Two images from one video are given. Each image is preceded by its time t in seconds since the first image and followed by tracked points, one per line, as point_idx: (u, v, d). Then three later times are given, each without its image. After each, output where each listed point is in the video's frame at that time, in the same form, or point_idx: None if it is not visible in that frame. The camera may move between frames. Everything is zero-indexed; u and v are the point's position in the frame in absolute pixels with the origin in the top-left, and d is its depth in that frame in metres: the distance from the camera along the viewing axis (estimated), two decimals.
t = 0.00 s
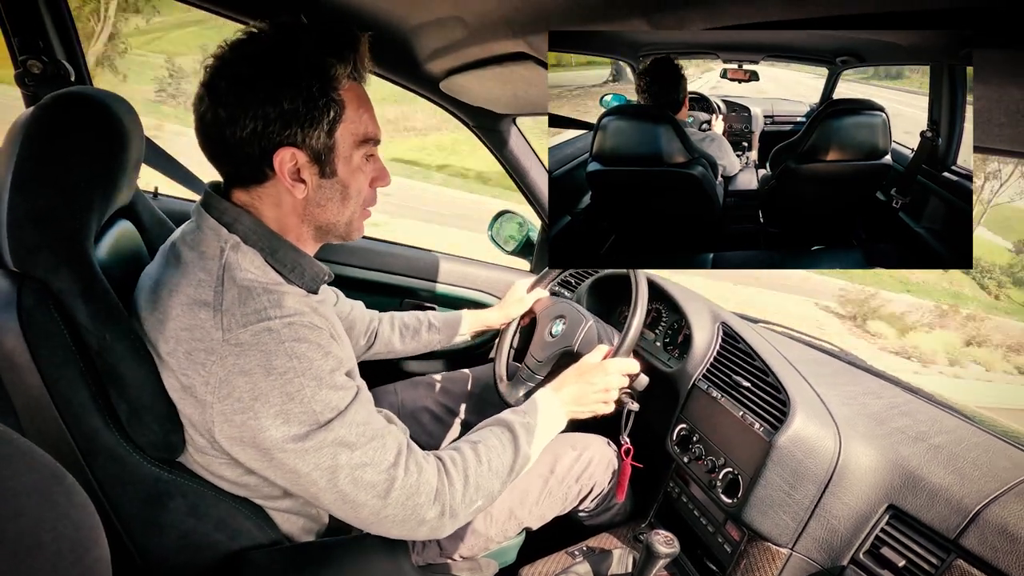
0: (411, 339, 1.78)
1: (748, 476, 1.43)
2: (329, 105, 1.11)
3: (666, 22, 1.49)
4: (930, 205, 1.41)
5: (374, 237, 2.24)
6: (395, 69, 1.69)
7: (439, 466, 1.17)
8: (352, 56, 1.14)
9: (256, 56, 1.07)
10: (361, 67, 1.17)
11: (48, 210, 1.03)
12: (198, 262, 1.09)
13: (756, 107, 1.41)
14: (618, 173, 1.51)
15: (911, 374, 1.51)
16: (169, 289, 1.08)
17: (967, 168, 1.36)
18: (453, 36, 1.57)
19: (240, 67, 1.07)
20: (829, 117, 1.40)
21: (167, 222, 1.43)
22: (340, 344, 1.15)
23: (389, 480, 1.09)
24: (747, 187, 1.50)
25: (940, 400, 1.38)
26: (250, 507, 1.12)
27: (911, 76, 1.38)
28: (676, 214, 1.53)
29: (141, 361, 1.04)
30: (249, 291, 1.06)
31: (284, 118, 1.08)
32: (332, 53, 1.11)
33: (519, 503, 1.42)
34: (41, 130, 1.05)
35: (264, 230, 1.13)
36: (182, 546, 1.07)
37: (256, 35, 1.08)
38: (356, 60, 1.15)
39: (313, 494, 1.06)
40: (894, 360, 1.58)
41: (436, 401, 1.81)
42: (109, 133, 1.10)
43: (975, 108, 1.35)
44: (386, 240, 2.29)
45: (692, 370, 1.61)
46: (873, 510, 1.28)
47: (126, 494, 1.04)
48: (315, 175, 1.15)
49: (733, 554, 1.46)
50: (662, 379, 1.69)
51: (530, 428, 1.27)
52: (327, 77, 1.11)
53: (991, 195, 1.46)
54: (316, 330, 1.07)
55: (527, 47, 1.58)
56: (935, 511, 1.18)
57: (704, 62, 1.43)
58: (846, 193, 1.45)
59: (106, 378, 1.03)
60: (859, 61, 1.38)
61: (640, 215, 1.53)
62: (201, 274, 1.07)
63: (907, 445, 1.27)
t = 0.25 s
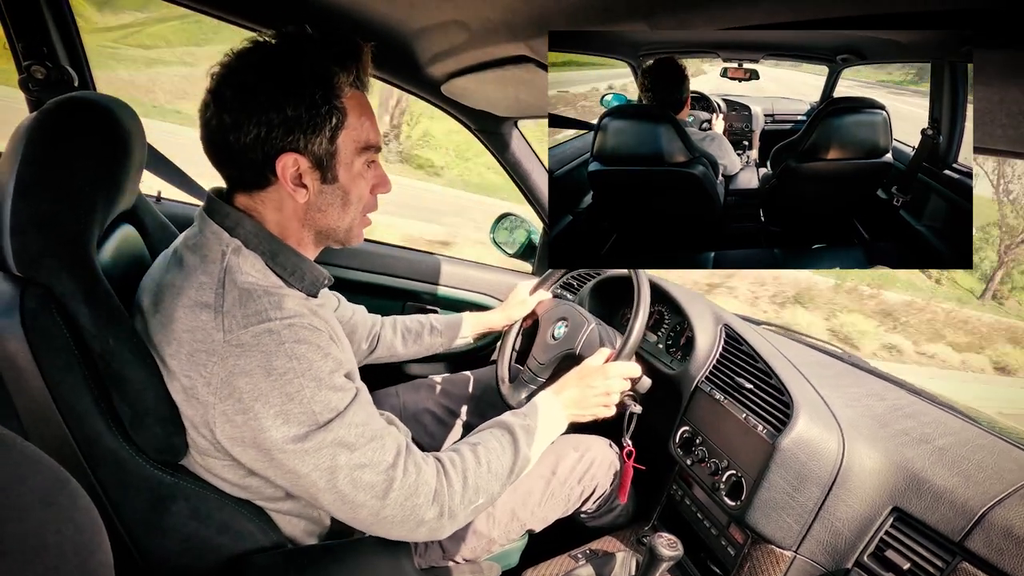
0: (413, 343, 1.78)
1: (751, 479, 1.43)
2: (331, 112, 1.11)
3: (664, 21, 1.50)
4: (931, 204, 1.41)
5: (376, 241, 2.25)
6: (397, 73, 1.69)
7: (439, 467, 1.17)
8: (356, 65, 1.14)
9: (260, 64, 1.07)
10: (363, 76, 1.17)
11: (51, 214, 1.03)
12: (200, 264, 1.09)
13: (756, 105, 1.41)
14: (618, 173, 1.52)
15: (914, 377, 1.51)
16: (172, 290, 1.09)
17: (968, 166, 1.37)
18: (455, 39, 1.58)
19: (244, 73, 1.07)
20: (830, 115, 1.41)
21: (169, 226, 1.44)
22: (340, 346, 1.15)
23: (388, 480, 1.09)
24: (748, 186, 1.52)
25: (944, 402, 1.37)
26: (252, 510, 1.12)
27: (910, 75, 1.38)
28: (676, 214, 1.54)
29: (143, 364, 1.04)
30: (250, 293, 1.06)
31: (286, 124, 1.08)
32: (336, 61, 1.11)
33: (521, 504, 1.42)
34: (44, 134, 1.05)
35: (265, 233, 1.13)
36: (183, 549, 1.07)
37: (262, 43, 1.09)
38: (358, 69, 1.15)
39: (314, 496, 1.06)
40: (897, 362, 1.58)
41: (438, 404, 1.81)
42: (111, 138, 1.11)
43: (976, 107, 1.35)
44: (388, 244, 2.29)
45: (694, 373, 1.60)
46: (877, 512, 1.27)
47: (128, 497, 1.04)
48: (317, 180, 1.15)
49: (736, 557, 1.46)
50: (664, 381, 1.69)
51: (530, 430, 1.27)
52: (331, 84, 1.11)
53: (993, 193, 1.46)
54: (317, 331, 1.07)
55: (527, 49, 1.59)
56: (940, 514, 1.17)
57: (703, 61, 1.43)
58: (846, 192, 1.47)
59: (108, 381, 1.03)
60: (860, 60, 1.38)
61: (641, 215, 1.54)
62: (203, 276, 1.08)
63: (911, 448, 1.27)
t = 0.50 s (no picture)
0: (415, 341, 1.78)
1: (752, 478, 1.43)
2: (326, 102, 1.12)
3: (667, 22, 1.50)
4: (930, 204, 1.44)
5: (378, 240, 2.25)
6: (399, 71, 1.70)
7: (441, 465, 1.17)
8: (346, 53, 1.15)
9: (253, 57, 1.07)
10: (353, 64, 1.18)
11: (56, 212, 1.04)
12: (203, 261, 1.10)
13: (756, 105, 1.43)
14: (617, 173, 1.51)
15: (915, 377, 1.51)
16: (175, 287, 1.09)
17: (967, 166, 1.40)
18: (457, 38, 1.58)
19: (237, 67, 1.07)
20: (829, 116, 1.42)
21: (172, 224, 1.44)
22: (342, 343, 1.15)
23: (390, 477, 1.09)
24: (747, 185, 1.51)
25: (946, 402, 1.37)
26: (254, 507, 1.12)
27: (909, 75, 1.40)
28: (674, 214, 1.54)
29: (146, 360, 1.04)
30: (252, 289, 1.06)
31: (282, 117, 1.08)
32: (328, 51, 1.11)
33: (522, 503, 1.42)
34: (47, 131, 1.05)
35: (267, 230, 1.14)
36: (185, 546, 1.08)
37: (252, 37, 1.09)
38: (349, 58, 1.16)
39: (315, 492, 1.07)
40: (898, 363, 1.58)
41: (440, 402, 1.81)
42: (113, 136, 1.11)
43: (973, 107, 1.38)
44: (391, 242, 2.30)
45: (695, 372, 1.60)
46: (879, 512, 1.27)
47: (131, 494, 1.05)
48: (315, 172, 1.16)
49: (738, 556, 1.46)
50: (665, 379, 1.69)
51: (532, 429, 1.27)
52: (324, 75, 1.11)
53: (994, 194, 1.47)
54: (319, 327, 1.08)
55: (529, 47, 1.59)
56: (941, 514, 1.17)
57: (701, 61, 1.45)
58: (846, 193, 1.48)
59: (111, 379, 1.03)
60: (860, 60, 1.39)
61: (639, 213, 1.54)
62: (206, 273, 1.08)
63: (913, 447, 1.26)
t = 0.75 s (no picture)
0: (416, 343, 1.78)
1: (754, 480, 1.42)
2: (313, 101, 1.12)
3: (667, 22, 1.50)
4: (930, 203, 1.44)
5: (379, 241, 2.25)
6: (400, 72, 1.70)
7: (444, 468, 1.17)
8: (330, 50, 1.14)
9: (234, 61, 1.07)
10: (339, 59, 1.18)
11: (59, 216, 1.04)
12: (205, 264, 1.10)
13: (756, 106, 1.42)
14: (618, 174, 1.51)
15: (916, 378, 1.51)
16: (177, 291, 1.09)
17: (967, 166, 1.40)
18: (457, 40, 1.58)
19: (220, 74, 1.07)
20: (829, 115, 1.43)
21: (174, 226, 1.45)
22: (344, 346, 1.16)
23: (392, 480, 1.09)
24: (748, 186, 1.52)
25: (948, 403, 1.36)
26: (256, 509, 1.12)
27: (909, 75, 1.40)
28: (676, 216, 1.55)
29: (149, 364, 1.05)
30: (254, 293, 1.07)
31: (270, 121, 1.09)
32: (308, 49, 1.10)
33: (524, 504, 1.41)
34: (50, 135, 1.05)
35: (268, 233, 1.14)
36: (187, 548, 1.08)
37: (236, 40, 1.09)
38: (333, 52, 1.15)
39: (317, 496, 1.07)
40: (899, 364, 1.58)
41: (442, 404, 1.81)
42: (116, 139, 1.11)
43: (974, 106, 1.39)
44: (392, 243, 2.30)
45: (697, 373, 1.60)
46: (881, 514, 1.27)
47: (134, 497, 1.05)
48: (310, 172, 1.16)
49: (740, 558, 1.46)
50: (666, 381, 1.68)
51: (534, 431, 1.27)
52: (308, 74, 1.11)
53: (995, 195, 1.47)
54: (321, 331, 1.08)
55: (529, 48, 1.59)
56: (944, 516, 1.17)
57: (700, 61, 1.44)
58: (846, 193, 1.48)
59: (113, 382, 1.03)
60: (859, 60, 1.39)
61: (639, 216, 1.54)
62: (207, 277, 1.08)
63: (915, 449, 1.26)
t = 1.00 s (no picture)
0: (417, 344, 1.78)
1: (755, 481, 1.42)
2: (317, 104, 1.12)
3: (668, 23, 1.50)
4: (931, 203, 1.44)
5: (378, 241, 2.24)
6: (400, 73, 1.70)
7: (445, 468, 1.17)
8: (335, 54, 1.15)
9: (239, 65, 1.07)
10: (344, 63, 1.18)
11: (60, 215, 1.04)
12: (206, 264, 1.10)
13: (756, 107, 1.42)
14: (618, 174, 1.52)
15: (917, 379, 1.51)
16: (177, 292, 1.09)
17: (967, 166, 1.41)
18: (458, 41, 1.58)
19: (225, 77, 1.07)
20: (829, 116, 1.43)
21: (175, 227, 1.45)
22: (345, 346, 1.16)
23: (393, 480, 1.09)
24: (747, 186, 1.52)
25: (950, 405, 1.36)
26: (257, 509, 1.12)
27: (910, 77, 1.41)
28: (675, 217, 1.55)
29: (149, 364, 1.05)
30: (254, 293, 1.07)
31: (274, 123, 1.09)
32: (313, 53, 1.11)
33: (524, 506, 1.41)
34: (52, 134, 1.06)
35: (268, 234, 1.14)
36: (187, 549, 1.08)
37: (241, 42, 1.08)
38: (338, 56, 1.15)
39: (318, 496, 1.07)
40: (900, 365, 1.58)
41: (443, 405, 1.81)
42: (118, 140, 1.12)
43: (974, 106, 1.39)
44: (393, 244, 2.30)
45: (699, 374, 1.60)
46: (883, 515, 1.26)
47: (135, 497, 1.05)
48: (311, 175, 1.16)
49: (742, 559, 1.46)
50: (667, 382, 1.68)
51: (536, 431, 1.27)
52: (313, 78, 1.11)
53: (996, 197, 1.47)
54: (321, 330, 1.08)
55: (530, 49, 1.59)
56: (946, 518, 1.16)
57: (701, 62, 1.44)
58: (847, 193, 1.49)
59: (114, 382, 1.04)
60: (858, 61, 1.39)
61: (639, 216, 1.54)
62: (208, 277, 1.08)
63: (917, 451, 1.26)
